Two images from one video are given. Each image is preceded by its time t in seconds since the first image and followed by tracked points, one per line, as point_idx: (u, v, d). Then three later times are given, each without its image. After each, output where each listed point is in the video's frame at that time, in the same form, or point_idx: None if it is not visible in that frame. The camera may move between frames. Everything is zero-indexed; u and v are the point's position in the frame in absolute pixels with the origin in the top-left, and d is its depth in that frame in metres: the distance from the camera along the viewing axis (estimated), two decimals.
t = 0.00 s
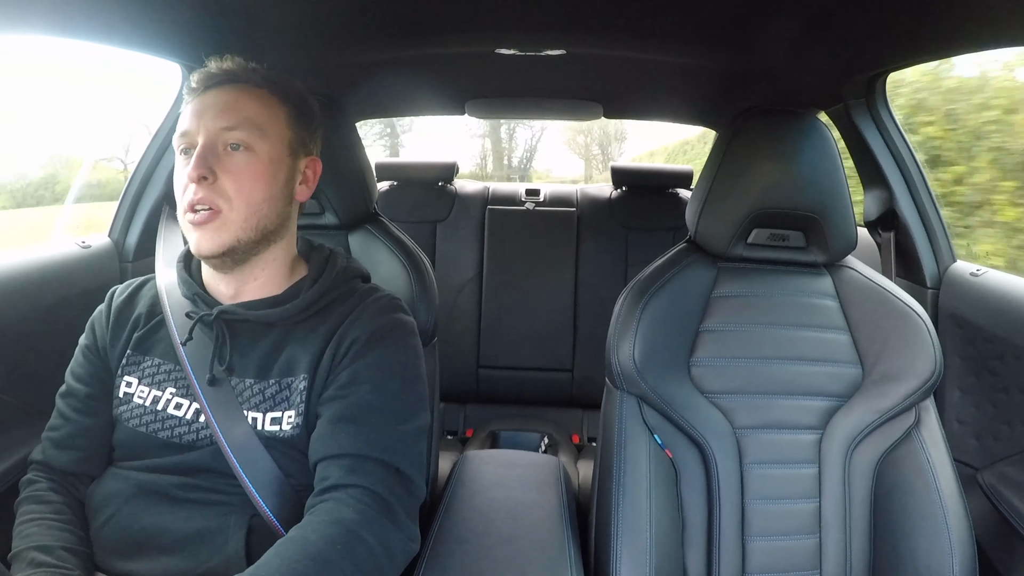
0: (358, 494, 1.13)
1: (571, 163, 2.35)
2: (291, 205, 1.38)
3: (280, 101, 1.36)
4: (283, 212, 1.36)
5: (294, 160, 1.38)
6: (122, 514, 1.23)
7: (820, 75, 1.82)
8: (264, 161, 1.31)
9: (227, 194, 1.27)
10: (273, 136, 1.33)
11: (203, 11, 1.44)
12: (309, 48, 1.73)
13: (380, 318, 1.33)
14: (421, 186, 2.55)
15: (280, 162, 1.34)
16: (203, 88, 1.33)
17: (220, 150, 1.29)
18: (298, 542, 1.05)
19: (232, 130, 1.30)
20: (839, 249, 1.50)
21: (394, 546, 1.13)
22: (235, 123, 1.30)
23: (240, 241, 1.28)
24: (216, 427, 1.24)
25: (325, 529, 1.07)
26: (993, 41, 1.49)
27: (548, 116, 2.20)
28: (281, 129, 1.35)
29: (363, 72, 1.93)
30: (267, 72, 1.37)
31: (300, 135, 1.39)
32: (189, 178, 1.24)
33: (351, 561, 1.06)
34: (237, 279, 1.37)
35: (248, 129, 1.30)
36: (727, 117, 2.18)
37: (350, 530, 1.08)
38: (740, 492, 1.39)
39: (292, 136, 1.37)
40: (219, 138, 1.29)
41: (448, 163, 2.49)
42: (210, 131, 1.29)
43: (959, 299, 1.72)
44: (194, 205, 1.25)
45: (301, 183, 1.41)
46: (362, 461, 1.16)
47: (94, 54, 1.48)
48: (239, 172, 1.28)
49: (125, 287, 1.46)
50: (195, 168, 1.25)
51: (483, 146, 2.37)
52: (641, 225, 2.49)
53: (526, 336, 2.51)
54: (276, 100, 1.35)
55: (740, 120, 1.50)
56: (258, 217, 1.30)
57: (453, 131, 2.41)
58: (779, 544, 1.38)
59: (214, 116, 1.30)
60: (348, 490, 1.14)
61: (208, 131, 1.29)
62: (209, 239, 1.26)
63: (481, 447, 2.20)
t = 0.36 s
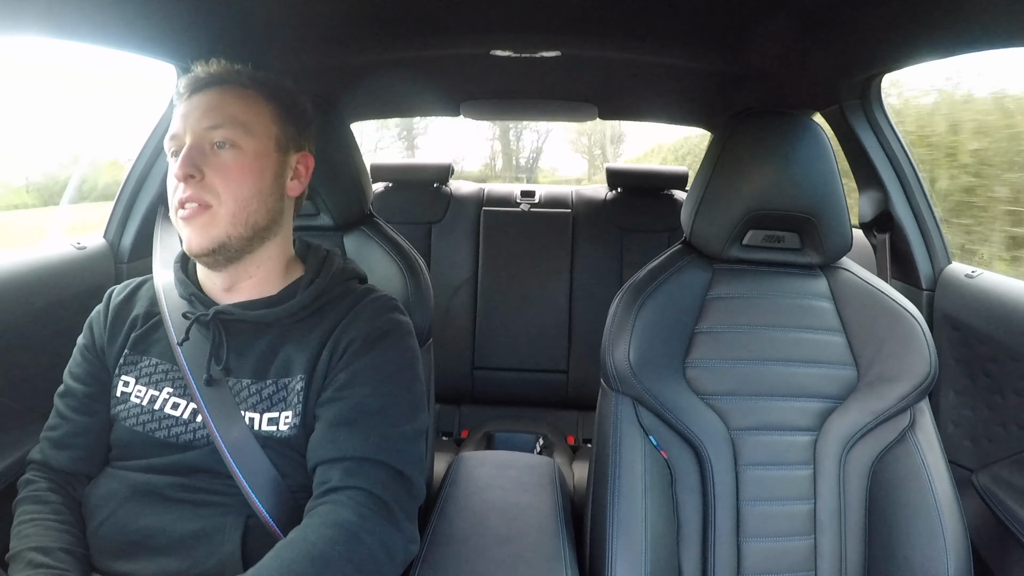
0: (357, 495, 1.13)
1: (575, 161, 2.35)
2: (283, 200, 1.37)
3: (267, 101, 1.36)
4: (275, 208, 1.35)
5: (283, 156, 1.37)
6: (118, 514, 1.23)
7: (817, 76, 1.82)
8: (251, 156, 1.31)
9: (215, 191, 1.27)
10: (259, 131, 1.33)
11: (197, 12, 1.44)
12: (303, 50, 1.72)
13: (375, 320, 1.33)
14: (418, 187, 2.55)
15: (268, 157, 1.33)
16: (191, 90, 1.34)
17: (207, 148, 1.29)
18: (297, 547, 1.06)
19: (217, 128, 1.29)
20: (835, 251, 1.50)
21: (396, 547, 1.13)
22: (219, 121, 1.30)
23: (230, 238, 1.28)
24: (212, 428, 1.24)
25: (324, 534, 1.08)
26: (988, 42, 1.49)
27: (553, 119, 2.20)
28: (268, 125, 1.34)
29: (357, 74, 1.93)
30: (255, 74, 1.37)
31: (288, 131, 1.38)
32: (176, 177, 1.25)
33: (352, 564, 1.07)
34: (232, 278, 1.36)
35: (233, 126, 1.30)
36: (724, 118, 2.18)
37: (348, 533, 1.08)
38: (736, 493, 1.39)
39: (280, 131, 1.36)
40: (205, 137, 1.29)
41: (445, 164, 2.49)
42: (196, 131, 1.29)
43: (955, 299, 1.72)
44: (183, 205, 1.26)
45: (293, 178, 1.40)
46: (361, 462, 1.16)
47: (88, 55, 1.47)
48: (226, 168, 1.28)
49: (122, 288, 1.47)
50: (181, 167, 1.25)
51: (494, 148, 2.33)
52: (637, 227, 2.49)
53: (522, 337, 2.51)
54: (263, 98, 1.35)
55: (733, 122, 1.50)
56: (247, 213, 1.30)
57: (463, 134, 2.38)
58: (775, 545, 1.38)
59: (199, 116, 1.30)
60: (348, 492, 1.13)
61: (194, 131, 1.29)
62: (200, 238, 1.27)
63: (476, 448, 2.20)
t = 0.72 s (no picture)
0: (351, 501, 1.14)
1: (581, 165, 2.38)
2: (275, 195, 1.37)
3: (262, 95, 1.35)
4: (266, 203, 1.35)
5: (275, 151, 1.36)
6: (115, 507, 1.23)
7: (814, 70, 1.82)
8: (242, 152, 1.30)
9: (205, 186, 1.27)
10: (249, 126, 1.32)
11: (194, 6, 1.44)
12: (300, 44, 1.72)
13: (371, 315, 1.33)
14: (415, 182, 2.54)
15: (259, 152, 1.33)
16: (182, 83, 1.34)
17: (197, 143, 1.29)
18: (290, 549, 1.06)
19: (208, 123, 1.29)
20: (832, 246, 1.50)
21: (390, 554, 1.13)
22: (210, 116, 1.30)
23: (220, 233, 1.28)
24: (208, 421, 1.24)
25: (317, 538, 1.07)
26: (984, 38, 1.50)
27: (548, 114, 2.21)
28: (259, 120, 1.34)
29: (353, 68, 1.93)
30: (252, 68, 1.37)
31: (281, 126, 1.38)
32: (166, 172, 1.25)
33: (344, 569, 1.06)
34: (225, 272, 1.37)
35: (224, 122, 1.30)
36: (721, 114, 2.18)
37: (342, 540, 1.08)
38: (733, 488, 1.39)
39: (271, 126, 1.36)
40: (197, 131, 1.29)
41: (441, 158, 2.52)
42: (187, 125, 1.29)
43: (952, 295, 1.72)
44: (174, 200, 1.26)
45: (286, 172, 1.40)
46: (354, 468, 1.16)
47: (86, 50, 1.47)
48: (216, 164, 1.28)
49: (121, 280, 1.46)
50: (171, 162, 1.25)
51: (503, 151, 2.34)
52: (634, 222, 2.49)
53: (519, 333, 2.51)
54: (256, 92, 1.35)
55: (732, 116, 1.49)
56: (237, 208, 1.30)
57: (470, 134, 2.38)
58: (772, 539, 1.38)
59: (191, 110, 1.29)
60: (341, 497, 1.13)
61: (186, 125, 1.29)
62: (190, 233, 1.27)
63: (473, 442, 2.20)
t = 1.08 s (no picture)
0: (357, 501, 1.14)
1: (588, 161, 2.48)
2: (273, 192, 1.37)
3: (258, 92, 1.35)
4: (265, 200, 1.34)
5: (272, 148, 1.36)
6: (118, 503, 1.23)
7: (813, 63, 1.82)
8: (238, 150, 1.30)
9: (202, 187, 1.26)
10: (245, 125, 1.32)
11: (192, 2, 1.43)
12: (298, 39, 1.72)
13: (371, 310, 1.33)
14: (415, 178, 2.54)
15: (255, 150, 1.32)
16: (177, 84, 1.33)
17: (193, 143, 1.28)
18: (296, 549, 1.06)
19: (203, 123, 1.29)
20: (833, 238, 1.50)
21: (395, 552, 1.13)
22: (204, 116, 1.29)
23: (219, 233, 1.28)
24: (212, 418, 1.24)
25: (324, 538, 1.07)
26: (983, 29, 1.49)
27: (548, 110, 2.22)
28: (254, 117, 1.33)
29: (352, 63, 1.93)
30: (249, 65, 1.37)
31: (276, 122, 1.37)
32: (163, 174, 1.25)
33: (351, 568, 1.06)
34: (226, 270, 1.37)
35: (219, 121, 1.29)
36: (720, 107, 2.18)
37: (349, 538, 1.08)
38: (735, 481, 1.39)
39: (267, 123, 1.35)
40: (192, 132, 1.29)
41: (441, 153, 2.51)
42: (182, 126, 1.29)
43: (953, 286, 1.72)
44: (172, 201, 1.26)
45: (284, 169, 1.39)
46: (359, 467, 1.16)
47: (86, 47, 1.47)
48: (213, 164, 1.27)
49: (124, 277, 1.47)
50: (167, 163, 1.25)
51: (514, 155, 2.39)
52: (634, 216, 2.49)
53: (520, 329, 2.51)
54: (251, 89, 1.34)
55: (730, 110, 1.49)
56: (235, 207, 1.29)
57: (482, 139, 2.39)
58: (775, 532, 1.39)
59: (185, 111, 1.29)
60: (348, 496, 1.13)
61: (180, 126, 1.29)
62: (189, 233, 1.27)
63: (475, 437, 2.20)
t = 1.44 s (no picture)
0: (354, 504, 1.13)
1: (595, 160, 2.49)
2: (265, 195, 1.36)
3: (248, 96, 1.35)
4: (257, 203, 1.34)
5: (262, 150, 1.35)
6: (118, 508, 1.23)
7: (813, 66, 1.82)
8: (227, 155, 1.30)
9: (192, 192, 1.26)
10: (233, 129, 1.31)
11: (192, 6, 1.44)
12: (299, 43, 1.72)
13: (371, 312, 1.32)
14: (415, 181, 2.54)
15: (244, 153, 1.32)
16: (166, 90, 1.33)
17: (183, 149, 1.28)
18: (293, 551, 1.06)
19: (192, 129, 1.29)
20: (833, 241, 1.50)
21: (394, 557, 1.12)
22: (193, 121, 1.29)
23: (211, 238, 1.28)
24: (211, 423, 1.24)
25: (322, 539, 1.07)
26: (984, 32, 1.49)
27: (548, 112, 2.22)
28: (242, 121, 1.33)
29: (352, 66, 1.93)
30: (248, 70, 1.37)
31: (266, 125, 1.37)
32: (153, 181, 1.25)
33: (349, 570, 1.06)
34: (222, 275, 1.37)
35: (207, 126, 1.29)
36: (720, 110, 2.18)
37: (347, 542, 1.08)
38: (735, 484, 1.38)
39: (256, 126, 1.35)
40: (181, 138, 1.29)
41: (442, 156, 2.51)
42: (172, 132, 1.29)
43: (954, 290, 1.72)
44: (163, 208, 1.26)
45: (275, 171, 1.39)
46: (356, 471, 1.16)
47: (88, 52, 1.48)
48: (202, 169, 1.27)
49: (123, 282, 1.46)
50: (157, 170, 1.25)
51: (523, 159, 2.44)
52: (634, 219, 2.49)
53: (521, 331, 2.51)
54: (240, 93, 1.34)
55: (730, 113, 1.49)
56: (226, 212, 1.29)
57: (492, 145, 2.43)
58: (776, 535, 1.38)
59: (174, 117, 1.29)
60: (344, 500, 1.13)
61: (170, 132, 1.29)
62: (182, 239, 1.27)
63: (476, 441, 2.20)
